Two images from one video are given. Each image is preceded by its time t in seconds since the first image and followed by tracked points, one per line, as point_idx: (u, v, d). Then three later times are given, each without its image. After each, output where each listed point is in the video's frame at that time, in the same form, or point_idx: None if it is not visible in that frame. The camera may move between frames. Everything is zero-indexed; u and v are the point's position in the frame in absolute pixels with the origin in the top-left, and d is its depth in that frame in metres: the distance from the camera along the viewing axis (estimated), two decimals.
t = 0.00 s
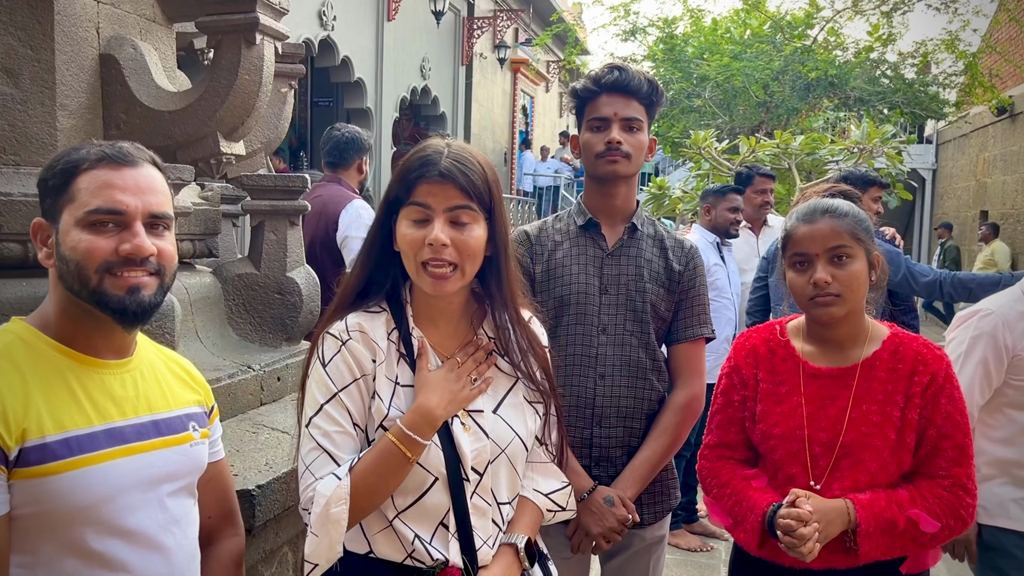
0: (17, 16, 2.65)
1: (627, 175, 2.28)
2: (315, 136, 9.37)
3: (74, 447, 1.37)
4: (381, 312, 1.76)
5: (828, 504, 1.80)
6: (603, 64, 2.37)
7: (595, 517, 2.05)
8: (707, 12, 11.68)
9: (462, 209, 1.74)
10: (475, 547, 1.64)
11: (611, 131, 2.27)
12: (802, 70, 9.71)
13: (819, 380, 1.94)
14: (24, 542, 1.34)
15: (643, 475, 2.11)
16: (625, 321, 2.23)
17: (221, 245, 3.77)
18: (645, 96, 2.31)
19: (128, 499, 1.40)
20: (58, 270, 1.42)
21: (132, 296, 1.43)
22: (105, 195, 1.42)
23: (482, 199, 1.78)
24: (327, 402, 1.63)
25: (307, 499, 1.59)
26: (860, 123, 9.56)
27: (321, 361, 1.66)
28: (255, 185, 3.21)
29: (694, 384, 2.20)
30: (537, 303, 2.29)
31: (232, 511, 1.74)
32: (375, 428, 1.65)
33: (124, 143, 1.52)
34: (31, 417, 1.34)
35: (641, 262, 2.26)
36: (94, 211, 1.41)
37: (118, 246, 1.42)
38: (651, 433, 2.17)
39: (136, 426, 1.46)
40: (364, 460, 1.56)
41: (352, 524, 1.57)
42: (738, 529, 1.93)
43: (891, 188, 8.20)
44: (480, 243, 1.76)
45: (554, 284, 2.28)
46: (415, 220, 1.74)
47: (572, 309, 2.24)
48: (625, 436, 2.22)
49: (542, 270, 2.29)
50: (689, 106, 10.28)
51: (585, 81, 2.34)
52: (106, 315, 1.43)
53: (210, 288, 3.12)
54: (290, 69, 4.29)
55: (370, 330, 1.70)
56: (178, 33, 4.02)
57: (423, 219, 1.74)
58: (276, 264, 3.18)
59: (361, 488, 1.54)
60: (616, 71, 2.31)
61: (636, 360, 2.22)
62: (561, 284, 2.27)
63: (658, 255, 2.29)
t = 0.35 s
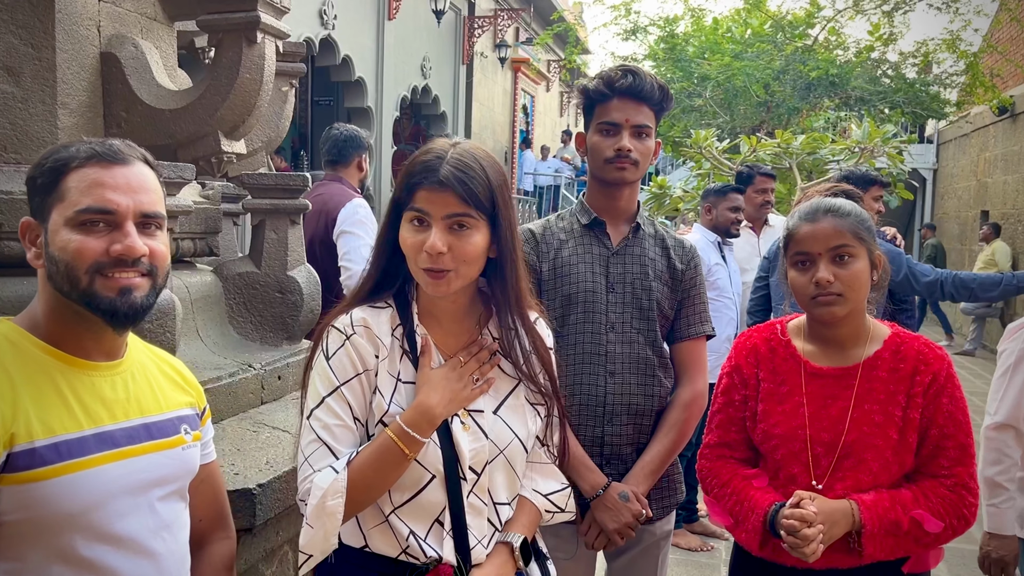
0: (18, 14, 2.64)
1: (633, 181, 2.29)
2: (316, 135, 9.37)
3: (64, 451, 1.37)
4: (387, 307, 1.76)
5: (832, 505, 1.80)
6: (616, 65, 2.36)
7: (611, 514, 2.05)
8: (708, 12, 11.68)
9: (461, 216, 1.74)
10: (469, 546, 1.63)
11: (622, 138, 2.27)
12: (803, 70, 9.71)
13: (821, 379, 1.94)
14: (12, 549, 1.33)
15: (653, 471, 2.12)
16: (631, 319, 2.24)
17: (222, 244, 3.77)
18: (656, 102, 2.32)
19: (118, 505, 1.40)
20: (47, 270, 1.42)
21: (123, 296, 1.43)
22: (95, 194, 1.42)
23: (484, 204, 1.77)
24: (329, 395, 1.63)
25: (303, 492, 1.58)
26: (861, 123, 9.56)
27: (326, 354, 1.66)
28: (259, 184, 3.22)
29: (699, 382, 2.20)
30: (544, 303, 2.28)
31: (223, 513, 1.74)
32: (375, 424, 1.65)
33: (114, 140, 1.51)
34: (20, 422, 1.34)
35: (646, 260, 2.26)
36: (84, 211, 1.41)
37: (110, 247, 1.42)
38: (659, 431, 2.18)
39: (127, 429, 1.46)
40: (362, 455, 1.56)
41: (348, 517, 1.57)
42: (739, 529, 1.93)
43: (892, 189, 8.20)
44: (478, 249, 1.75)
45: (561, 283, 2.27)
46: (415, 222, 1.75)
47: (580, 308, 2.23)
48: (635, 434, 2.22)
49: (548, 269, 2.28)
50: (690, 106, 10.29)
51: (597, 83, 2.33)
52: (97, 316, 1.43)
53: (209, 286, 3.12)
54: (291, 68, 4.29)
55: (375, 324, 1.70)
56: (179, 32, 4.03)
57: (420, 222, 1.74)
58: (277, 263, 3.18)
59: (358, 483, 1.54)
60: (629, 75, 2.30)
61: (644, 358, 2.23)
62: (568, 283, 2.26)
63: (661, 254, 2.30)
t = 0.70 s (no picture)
0: (20, 12, 2.64)
1: (632, 174, 2.29)
2: (317, 134, 9.36)
3: (63, 456, 1.36)
4: (375, 314, 1.76)
5: (839, 507, 1.80)
6: (609, 61, 2.37)
7: (619, 516, 2.07)
8: (709, 10, 11.67)
9: (450, 220, 1.73)
10: (477, 542, 1.64)
11: (621, 129, 2.27)
12: (804, 69, 9.71)
13: (822, 378, 1.94)
14: (13, 556, 1.32)
15: (658, 472, 2.13)
16: (635, 319, 2.23)
17: (224, 242, 3.77)
18: (651, 95, 2.33)
19: (120, 508, 1.40)
20: (41, 273, 1.41)
21: (125, 297, 1.43)
22: (90, 195, 1.42)
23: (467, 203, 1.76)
24: (324, 409, 1.63)
25: (308, 506, 1.58)
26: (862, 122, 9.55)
27: (317, 368, 1.66)
28: (260, 182, 3.22)
29: (701, 381, 2.22)
30: (547, 304, 2.26)
31: (226, 509, 1.74)
32: (373, 433, 1.65)
33: (105, 138, 1.50)
34: (17, 428, 1.33)
35: (648, 260, 2.26)
36: (80, 212, 1.41)
37: (108, 248, 1.42)
38: (663, 431, 2.19)
39: (126, 431, 1.46)
40: (363, 466, 1.55)
41: (355, 526, 1.57)
42: (740, 529, 1.93)
43: (893, 188, 8.20)
44: (468, 252, 1.75)
45: (564, 283, 2.25)
46: (401, 229, 1.73)
47: (584, 309, 2.23)
48: (638, 434, 2.23)
49: (551, 270, 2.27)
50: (691, 105, 10.28)
51: (592, 78, 2.34)
52: (99, 317, 1.43)
53: (210, 284, 3.12)
54: (292, 66, 4.30)
55: (363, 335, 1.70)
56: (180, 30, 4.03)
57: (408, 229, 1.73)
58: (278, 262, 3.17)
59: (360, 493, 1.54)
60: (622, 69, 2.31)
61: (648, 358, 2.23)
62: (572, 284, 2.24)
63: (662, 252, 2.30)
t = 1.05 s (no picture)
0: (22, 11, 2.64)
1: (632, 169, 2.28)
2: (319, 133, 9.36)
3: (62, 459, 1.36)
4: (381, 312, 1.76)
5: (842, 507, 1.80)
6: (603, 61, 2.37)
7: (604, 515, 2.07)
8: (711, 9, 11.66)
9: (461, 220, 1.73)
10: (481, 541, 1.64)
11: (614, 126, 2.27)
12: (806, 68, 9.69)
13: (823, 377, 1.93)
14: (12, 560, 1.32)
15: (650, 473, 2.11)
16: (630, 317, 2.23)
17: (226, 241, 3.77)
18: (645, 91, 2.31)
19: (120, 511, 1.40)
20: (39, 272, 1.41)
21: (125, 297, 1.43)
22: (89, 193, 1.41)
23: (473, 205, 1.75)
24: (331, 406, 1.62)
25: (314, 505, 1.56)
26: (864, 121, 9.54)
27: (322, 365, 1.65)
28: (261, 181, 3.22)
29: (702, 382, 2.20)
30: (543, 301, 2.30)
31: (225, 513, 1.74)
32: (380, 430, 1.64)
33: (104, 135, 1.50)
34: (14, 430, 1.33)
35: (647, 257, 2.25)
36: (79, 211, 1.40)
37: (108, 247, 1.42)
38: (658, 431, 2.17)
39: (125, 433, 1.46)
40: (371, 463, 1.55)
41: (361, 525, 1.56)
42: (741, 529, 1.92)
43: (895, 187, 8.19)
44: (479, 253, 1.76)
45: (560, 281, 2.28)
46: (413, 227, 1.73)
47: (578, 306, 2.24)
48: (632, 434, 2.22)
49: (547, 267, 2.30)
50: (692, 104, 10.27)
51: (586, 78, 2.34)
52: (99, 318, 1.43)
53: (212, 283, 3.11)
54: (293, 65, 4.30)
55: (370, 331, 1.70)
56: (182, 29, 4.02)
57: (419, 229, 1.73)
58: (280, 260, 3.17)
59: (368, 490, 1.53)
60: (615, 67, 2.31)
61: (642, 357, 2.22)
62: (567, 281, 2.27)
63: (664, 250, 2.28)
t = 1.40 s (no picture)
0: (24, 10, 2.64)
1: (634, 172, 2.29)
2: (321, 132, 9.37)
3: (57, 462, 1.36)
4: (382, 309, 1.76)
5: (849, 507, 1.79)
6: (604, 60, 2.37)
7: (589, 510, 2.07)
8: (712, 8, 11.65)
9: (467, 211, 1.74)
10: (481, 540, 1.64)
11: (613, 130, 2.28)
12: (807, 67, 9.69)
13: (825, 376, 1.93)
14: (6, 564, 1.32)
15: (642, 472, 2.10)
16: (628, 316, 2.24)
17: (227, 241, 3.77)
18: (648, 90, 2.31)
19: (115, 515, 1.41)
20: (38, 272, 1.41)
21: (126, 300, 1.43)
22: (93, 194, 1.41)
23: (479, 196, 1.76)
24: (330, 399, 1.62)
25: (313, 497, 1.57)
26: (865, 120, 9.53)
27: (323, 359, 1.66)
28: (261, 180, 3.21)
29: (701, 382, 2.19)
30: (543, 298, 2.33)
31: (219, 516, 1.74)
32: (379, 424, 1.64)
33: (106, 136, 1.51)
34: (9, 433, 1.33)
35: (648, 257, 2.25)
36: (82, 211, 1.41)
37: (111, 249, 1.42)
38: (653, 431, 2.16)
39: (121, 436, 1.46)
40: (369, 456, 1.55)
41: (359, 519, 1.56)
42: (742, 529, 1.91)
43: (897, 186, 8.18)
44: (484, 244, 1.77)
45: (560, 278, 2.31)
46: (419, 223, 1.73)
47: (576, 303, 2.26)
48: (627, 433, 2.21)
49: (548, 264, 2.34)
50: (693, 103, 10.28)
51: (587, 80, 2.35)
52: (98, 321, 1.43)
53: (213, 282, 3.12)
54: (295, 64, 4.31)
55: (371, 326, 1.70)
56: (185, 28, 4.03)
57: (428, 224, 1.73)
58: (281, 259, 3.17)
59: (367, 484, 1.53)
60: (615, 68, 2.31)
61: (638, 355, 2.22)
62: (567, 279, 2.29)
63: (666, 250, 2.27)
